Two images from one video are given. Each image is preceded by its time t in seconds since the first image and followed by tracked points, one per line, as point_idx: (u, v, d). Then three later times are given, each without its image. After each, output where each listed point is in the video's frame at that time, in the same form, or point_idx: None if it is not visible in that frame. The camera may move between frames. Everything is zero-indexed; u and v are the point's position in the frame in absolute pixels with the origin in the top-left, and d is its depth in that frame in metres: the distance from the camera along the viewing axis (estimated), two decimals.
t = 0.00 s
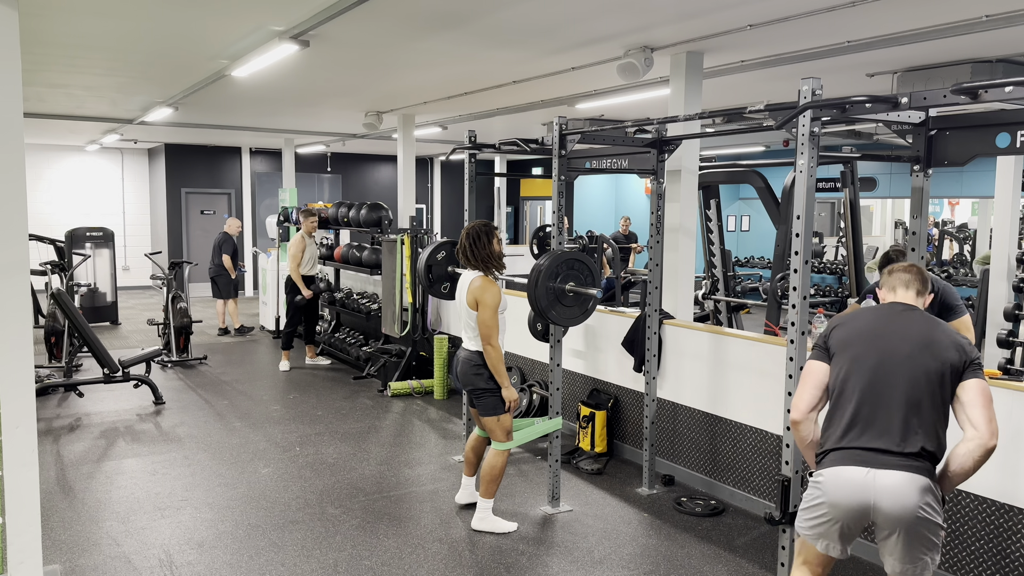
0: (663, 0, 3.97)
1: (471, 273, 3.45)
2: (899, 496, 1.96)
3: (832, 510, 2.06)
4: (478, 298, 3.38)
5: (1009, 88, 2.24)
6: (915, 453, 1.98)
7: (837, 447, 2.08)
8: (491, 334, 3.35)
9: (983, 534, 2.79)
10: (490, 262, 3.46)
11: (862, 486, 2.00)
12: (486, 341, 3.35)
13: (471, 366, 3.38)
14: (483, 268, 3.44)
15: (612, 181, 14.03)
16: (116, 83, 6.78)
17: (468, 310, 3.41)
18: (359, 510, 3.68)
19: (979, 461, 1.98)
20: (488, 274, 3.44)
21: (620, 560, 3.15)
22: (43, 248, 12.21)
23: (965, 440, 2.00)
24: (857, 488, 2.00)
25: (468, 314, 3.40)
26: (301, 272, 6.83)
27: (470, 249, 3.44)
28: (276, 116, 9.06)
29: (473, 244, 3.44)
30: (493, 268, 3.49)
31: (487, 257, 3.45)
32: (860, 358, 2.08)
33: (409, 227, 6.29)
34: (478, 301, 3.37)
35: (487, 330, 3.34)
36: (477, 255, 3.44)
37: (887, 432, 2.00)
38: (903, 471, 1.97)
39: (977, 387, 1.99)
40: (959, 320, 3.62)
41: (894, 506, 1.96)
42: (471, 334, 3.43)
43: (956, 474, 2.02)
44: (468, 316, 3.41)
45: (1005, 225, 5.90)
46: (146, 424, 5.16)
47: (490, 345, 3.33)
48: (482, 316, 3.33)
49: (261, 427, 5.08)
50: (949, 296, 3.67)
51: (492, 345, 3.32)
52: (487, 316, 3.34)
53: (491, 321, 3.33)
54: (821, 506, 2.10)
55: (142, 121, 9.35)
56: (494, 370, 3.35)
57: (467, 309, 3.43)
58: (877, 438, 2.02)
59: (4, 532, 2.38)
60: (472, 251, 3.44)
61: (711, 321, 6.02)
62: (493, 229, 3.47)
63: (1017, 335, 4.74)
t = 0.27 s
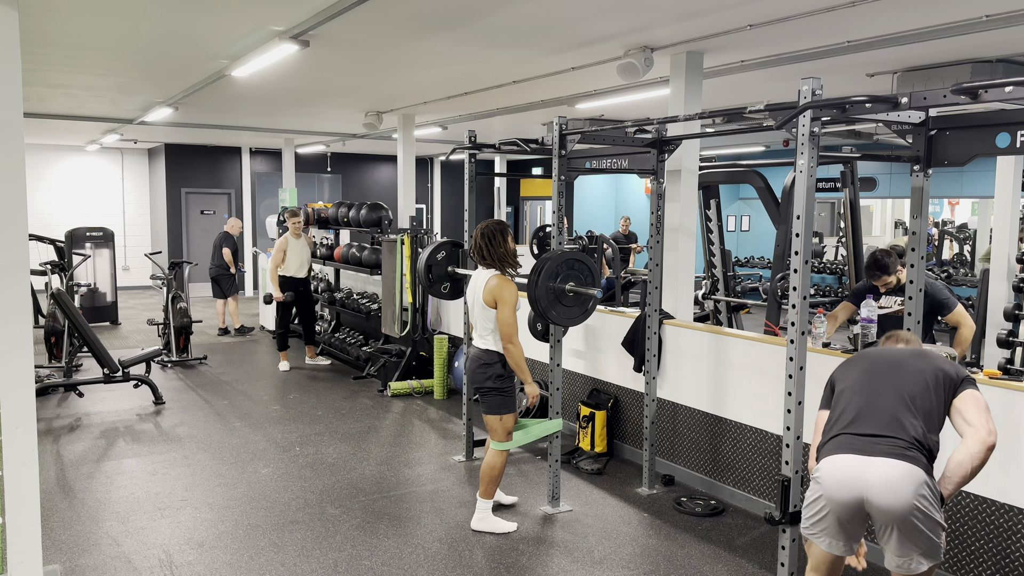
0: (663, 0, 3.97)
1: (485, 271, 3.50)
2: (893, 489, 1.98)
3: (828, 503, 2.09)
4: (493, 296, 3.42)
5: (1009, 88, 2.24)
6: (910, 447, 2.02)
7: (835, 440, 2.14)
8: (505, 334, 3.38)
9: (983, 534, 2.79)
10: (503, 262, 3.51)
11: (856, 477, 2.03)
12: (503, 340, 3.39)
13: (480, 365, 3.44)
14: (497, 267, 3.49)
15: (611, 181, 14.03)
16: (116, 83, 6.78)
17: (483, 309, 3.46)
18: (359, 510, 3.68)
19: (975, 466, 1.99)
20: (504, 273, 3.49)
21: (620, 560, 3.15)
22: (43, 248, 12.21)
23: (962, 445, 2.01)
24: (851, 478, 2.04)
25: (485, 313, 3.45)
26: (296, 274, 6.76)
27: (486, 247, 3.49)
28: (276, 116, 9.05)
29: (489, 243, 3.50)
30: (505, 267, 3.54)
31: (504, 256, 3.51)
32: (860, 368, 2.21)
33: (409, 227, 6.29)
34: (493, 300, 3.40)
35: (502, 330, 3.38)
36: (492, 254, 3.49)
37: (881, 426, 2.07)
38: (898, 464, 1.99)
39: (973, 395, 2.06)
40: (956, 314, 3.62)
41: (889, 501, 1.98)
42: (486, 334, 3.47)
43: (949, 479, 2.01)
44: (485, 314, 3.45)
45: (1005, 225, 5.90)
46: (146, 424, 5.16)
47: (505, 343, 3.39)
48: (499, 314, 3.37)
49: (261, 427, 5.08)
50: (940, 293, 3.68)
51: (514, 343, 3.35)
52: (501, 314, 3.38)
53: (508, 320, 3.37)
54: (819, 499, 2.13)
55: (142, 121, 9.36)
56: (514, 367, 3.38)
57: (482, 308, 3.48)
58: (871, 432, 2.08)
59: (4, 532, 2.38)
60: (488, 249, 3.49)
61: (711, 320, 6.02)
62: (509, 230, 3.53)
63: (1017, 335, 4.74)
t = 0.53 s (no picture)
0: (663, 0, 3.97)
1: (490, 269, 3.54)
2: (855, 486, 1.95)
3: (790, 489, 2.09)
4: (498, 294, 3.45)
5: (1009, 88, 2.24)
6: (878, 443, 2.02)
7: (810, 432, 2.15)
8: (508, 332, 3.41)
9: (983, 534, 2.79)
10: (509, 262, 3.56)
11: (818, 466, 2.02)
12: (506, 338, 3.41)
13: (491, 362, 3.45)
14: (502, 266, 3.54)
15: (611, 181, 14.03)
16: (116, 83, 6.78)
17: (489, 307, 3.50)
18: (359, 510, 3.68)
19: (943, 468, 2.00)
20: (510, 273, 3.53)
21: (620, 560, 3.15)
22: (43, 247, 12.21)
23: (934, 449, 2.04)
24: (812, 466, 2.03)
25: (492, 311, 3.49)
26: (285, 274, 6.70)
27: (493, 246, 3.55)
28: (275, 116, 9.05)
29: (494, 242, 3.55)
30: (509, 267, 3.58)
31: (510, 257, 3.57)
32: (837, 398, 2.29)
33: (409, 227, 6.29)
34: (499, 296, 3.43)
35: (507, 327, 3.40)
36: (498, 254, 3.55)
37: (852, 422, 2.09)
38: (863, 460, 1.96)
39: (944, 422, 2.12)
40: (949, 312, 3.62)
41: (848, 496, 1.96)
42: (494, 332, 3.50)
43: (917, 478, 2.00)
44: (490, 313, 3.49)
45: (1005, 226, 5.90)
46: (146, 424, 5.16)
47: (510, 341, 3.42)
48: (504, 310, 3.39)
49: (261, 427, 5.08)
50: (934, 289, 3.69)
51: (518, 339, 3.36)
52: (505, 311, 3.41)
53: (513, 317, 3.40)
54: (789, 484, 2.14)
55: (142, 121, 9.35)
56: (520, 363, 3.40)
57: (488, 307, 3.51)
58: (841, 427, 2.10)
59: (4, 532, 2.38)
60: (494, 249, 3.55)
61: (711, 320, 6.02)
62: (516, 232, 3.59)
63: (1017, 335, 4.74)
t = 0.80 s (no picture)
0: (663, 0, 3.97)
1: (492, 268, 3.58)
2: (831, 475, 1.99)
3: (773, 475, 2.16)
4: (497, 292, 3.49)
5: (1009, 88, 2.24)
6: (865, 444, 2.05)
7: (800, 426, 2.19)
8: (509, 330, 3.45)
9: (983, 534, 2.79)
10: (509, 261, 3.60)
11: (799, 455, 2.08)
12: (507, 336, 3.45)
13: (499, 359, 3.48)
14: (502, 266, 3.56)
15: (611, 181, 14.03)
16: (116, 83, 6.78)
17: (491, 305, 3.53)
18: (359, 510, 3.68)
19: (935, 469, 2.03)
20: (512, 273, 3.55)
21: (620, 561, 3.15)
22: (43, 247, 12.21)
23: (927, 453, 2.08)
24: (795, 455, 2.09)
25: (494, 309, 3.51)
26: (274, 278, 6.64)
27: (495, 246, 3.59)
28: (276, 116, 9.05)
29: (496, 242, 3.59)
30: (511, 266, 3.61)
31: (512, 256, 3.61)
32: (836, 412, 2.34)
33: (409, 227, 6.29)
34: (500, 293, 3.46)
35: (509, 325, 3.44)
36: (500, 252, 3.58)
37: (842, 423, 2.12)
38: (840, 452, 2.00)
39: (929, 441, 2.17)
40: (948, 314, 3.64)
41: (826, 487, 2.00)
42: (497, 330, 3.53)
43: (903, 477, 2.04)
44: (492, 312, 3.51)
45: (1005, 226, 5.90)
46: (146, 424, 5.16)
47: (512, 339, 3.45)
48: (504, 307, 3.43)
49: (261, 427, 5.08)
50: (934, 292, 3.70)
51: (517, 335, 3.43)
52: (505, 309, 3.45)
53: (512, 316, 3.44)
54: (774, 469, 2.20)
55: (142, 121, 9.35)
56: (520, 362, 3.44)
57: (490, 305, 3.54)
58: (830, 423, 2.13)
59: (4, 532, 2.38)
60: (496, 247, 3.59)
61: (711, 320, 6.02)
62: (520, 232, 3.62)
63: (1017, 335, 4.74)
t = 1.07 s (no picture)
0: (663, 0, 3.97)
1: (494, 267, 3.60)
2: (834, 474, 1.99)
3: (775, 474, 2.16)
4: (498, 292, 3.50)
5: (1009, 88, 2.24)
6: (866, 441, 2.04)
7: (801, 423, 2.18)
8: (510, 329, 3.46)
9: (983, 534, 2.79)
10: (512, 262, 3.62)
11: (801, 455, 2.07)
12: (507, 335, 3.46)
13: (503, 359, 3.49)
14: (504, 266, 3.58)
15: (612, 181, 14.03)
16: (116, 83, 6.78)
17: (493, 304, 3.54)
18: (359, 510, 3.68)
19: (933, 466, 2.04)
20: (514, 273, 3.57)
21: (620, 561, 3.15)
22: (42, 247, 12.21)
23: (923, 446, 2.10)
24: (797, 454, 2.09)
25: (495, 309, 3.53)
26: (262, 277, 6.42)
27: (497, 247, 3.61)
28: (276, 116, 9.05)
29: (498, 243, 3.62)
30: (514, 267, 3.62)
31: (515, 256, 3.62)
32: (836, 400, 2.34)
33: (409, 227, 6.29)
34: (500, 293, 3.47)
35: (510, 324, 3.45)
36: (502, 253, 3.60)
37: (842, 418, 2.12)
38: (844, 451, 1.99)
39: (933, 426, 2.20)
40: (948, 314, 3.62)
41: (829, 488, 2.00)
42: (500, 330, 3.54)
43: (904, 475, 2.04)
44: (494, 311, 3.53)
45: (1005, 225, 5.90)
46: (146, 424, 5.16)
47: (512, 338, 3.45)
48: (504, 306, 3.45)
49: (261, 427, 5.08)
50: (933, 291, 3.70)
51: (516, 333, 3.44)
52: (505, 308, 3.46)
53: (512, 315, 3.45)
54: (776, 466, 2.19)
55: (142, 121, 9.35)
56: (519, 360, 3.44)
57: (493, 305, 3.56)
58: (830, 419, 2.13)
59: (4, 532, 2.38)
60: (499, 248, 3.61)
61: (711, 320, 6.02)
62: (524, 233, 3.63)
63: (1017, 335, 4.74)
